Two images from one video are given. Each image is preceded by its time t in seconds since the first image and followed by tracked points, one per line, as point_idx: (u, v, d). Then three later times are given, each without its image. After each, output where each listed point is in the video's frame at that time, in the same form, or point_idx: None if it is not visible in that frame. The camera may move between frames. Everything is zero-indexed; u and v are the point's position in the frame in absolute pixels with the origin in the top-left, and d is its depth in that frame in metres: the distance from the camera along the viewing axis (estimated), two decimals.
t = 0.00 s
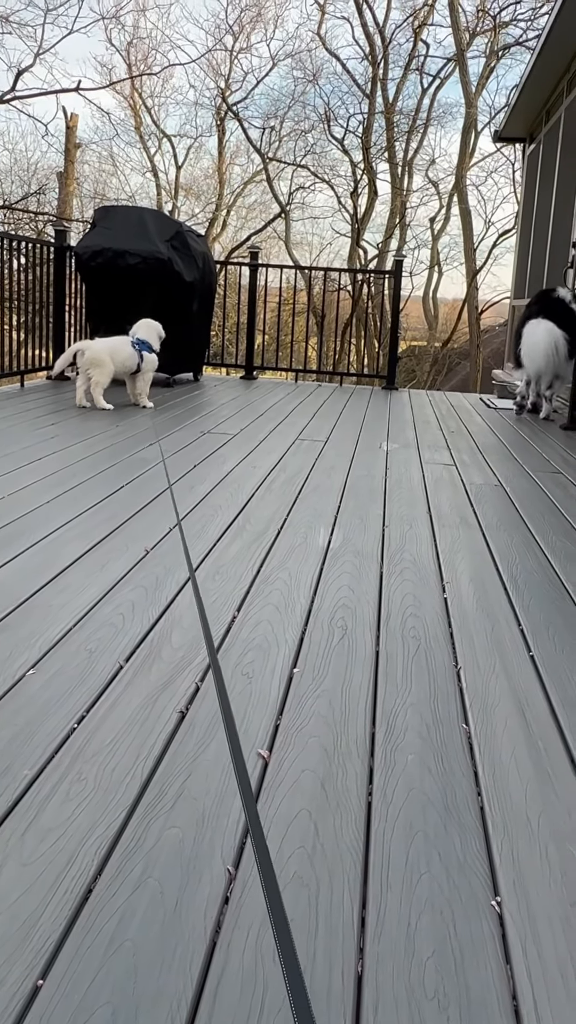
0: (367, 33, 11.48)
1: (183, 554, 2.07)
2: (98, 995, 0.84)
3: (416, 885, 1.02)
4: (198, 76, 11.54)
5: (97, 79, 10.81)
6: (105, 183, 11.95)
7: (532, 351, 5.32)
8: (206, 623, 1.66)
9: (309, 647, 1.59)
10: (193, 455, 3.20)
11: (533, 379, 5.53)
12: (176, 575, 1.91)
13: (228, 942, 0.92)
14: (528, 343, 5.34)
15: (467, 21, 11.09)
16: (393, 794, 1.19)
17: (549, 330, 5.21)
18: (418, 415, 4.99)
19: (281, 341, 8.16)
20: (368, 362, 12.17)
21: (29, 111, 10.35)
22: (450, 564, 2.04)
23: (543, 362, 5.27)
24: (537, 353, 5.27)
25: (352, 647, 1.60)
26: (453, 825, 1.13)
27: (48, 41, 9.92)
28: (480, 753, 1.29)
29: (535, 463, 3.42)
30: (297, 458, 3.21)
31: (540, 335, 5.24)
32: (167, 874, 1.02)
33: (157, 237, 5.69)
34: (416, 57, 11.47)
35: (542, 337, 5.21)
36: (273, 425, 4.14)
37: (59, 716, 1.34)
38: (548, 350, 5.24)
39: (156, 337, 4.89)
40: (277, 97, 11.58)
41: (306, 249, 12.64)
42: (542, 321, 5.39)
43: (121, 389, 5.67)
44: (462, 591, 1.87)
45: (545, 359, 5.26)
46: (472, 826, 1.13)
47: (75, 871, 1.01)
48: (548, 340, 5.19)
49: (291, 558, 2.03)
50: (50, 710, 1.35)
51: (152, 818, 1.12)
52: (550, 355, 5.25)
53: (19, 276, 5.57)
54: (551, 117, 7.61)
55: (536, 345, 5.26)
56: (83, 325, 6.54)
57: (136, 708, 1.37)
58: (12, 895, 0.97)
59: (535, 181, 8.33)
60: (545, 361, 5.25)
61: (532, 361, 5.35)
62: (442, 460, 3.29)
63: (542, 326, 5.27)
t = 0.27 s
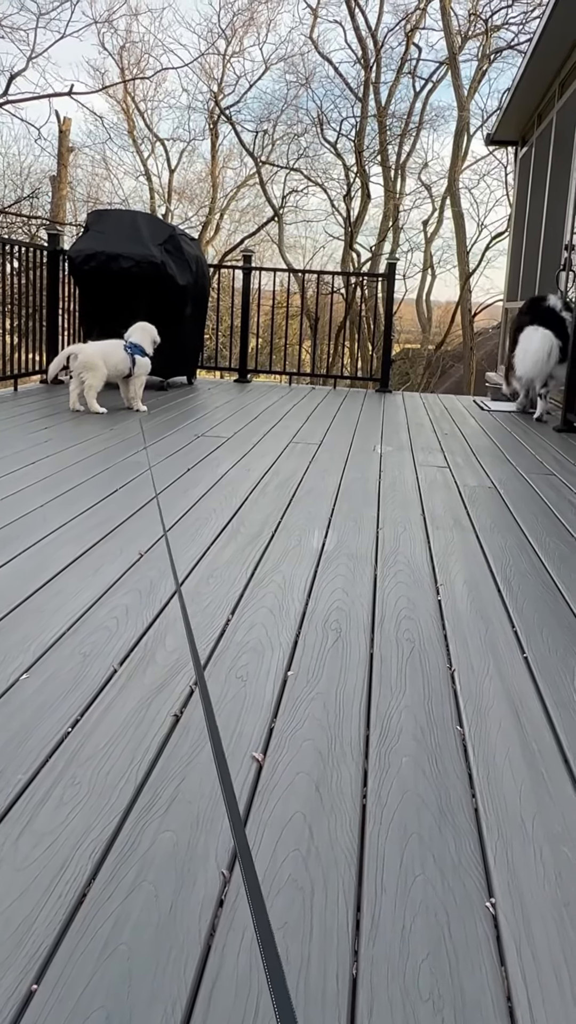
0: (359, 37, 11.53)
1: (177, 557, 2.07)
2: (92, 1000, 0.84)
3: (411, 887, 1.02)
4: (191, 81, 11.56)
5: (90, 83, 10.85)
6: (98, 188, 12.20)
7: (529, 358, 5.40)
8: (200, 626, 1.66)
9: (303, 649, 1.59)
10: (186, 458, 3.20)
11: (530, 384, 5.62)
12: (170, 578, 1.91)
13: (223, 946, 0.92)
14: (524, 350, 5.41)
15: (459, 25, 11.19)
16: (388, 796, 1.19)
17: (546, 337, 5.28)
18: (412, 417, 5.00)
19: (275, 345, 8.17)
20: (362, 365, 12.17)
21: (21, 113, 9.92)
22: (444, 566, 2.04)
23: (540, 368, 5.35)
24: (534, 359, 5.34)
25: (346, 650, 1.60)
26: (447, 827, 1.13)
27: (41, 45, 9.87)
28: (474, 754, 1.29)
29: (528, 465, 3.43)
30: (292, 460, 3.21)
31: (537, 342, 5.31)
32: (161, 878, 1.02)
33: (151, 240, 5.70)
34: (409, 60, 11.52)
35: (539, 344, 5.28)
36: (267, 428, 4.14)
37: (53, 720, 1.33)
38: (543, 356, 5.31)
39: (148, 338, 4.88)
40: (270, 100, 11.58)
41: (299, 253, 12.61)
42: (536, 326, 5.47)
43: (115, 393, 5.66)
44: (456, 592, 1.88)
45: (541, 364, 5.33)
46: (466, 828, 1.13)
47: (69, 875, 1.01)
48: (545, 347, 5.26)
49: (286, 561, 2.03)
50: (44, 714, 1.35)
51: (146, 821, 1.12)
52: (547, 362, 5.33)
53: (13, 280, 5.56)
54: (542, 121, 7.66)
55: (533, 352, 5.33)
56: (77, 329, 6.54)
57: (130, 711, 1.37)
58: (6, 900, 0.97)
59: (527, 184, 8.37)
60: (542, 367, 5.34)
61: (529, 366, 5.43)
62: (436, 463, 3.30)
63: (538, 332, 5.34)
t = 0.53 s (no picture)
0: (353, 40, 11.58)
1: (173, 559, 2.07)
2: (91, 1005, 0.83)
3: (410, 890, 1.02)
4: (186, 84, 11.57)
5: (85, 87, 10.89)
6: (94, 190, 12.23)
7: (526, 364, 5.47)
8: (199, 630, 1.66)
9: (302, 652, 1.59)
10: (184, 461, 3.21)
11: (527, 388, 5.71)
12: (167, 581, 1.91)
13: (222, 949, 0.91)
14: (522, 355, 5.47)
15: (453, 28, 11.21)
16: (387, 798, 1.19)
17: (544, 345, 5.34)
18: (409, 420, 5.01)
19: (271, 347, 8.18)
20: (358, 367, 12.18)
21: (17, 118, 10.04)
22: (441, 568, 2.05)
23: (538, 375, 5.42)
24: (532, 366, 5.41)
25: (344, 653, 1.60)
26: (446, 829, 1.13)
27: (36, 49, 9.89)
28: (473, 756, 1.29)
29: (525, 466, 3.43)
30: (289, 463, 3.22)
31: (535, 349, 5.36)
32: (160, 882, 1.02)
33: (147, 244, 5.70)
34: (404, 63, 11.56)
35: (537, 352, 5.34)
36: (264, 431, 4.15)
37: (51, 724, 1.33)
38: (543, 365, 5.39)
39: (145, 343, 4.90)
40: (265, 103, 11.60)
41: (295, 255, 12.66)
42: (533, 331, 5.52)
43: (111, 396, 5.67)
44: (454, 594, 1.88)
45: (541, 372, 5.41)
46: (465, 830, 1.13)
47: (68, 879, 1.01)
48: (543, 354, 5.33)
49: (283, 563, 2.04)
50: (43, 718, 1.35)
51: (145, 825, 1.12)
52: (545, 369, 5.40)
53: (9, 283, 5.57)
54: (537, 123, 7.69)
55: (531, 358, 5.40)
56: (73, 332, 6.54)
57: (128, 715, 1.37)
58: (5, 904, 0.97)
59: (522, 186, 8.39)
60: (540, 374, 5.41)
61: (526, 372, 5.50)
62: (433, 465, 3.31)
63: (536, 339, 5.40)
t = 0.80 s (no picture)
0: (351, 43, 11.60)
1: (172, 561, 2.07)
2: (93, 1008, 0.83)
3: (411, 891, 1.02)
4: (184, 88, 11.67)
5: (83, 89, 10.91)
6: (93, 193, 11.97)
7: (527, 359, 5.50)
8: (198, 632, 1.66)
9: (301, 654, 1.59)
10: (182, 464, 3.20)
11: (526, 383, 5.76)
12: (167, 584, 1.91)
13: (223, 952, 0.91)
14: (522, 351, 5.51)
15: (450, 30, 11.31)
16: (387, 800, 1.19)
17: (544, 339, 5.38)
18: (408, 421, 5.01)
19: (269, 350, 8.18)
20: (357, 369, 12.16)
21: (15, 120, 10.33)
22: (440, 569, 2.05)
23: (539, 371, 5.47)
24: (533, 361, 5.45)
25: (344, 655, 1.60)
26: (446, 830, 1.13)
27: (34, 52, 9.92)
28: (473, 757, 1.29)
29: (524, 468, 3.43)
30: (288, 465, 3.22)
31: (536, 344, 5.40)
32: (160, 884, 1.01)
33: (145, 247, 5.70)
34: (401, 66, 11.63)
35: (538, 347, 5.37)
36: (263, 433, 4.15)
37: (51, 726, 1.33)
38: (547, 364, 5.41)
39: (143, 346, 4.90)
40: (263, 106, 11.64)
41: (293, 257, 12.69)
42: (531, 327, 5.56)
43: (110, 399, 5.66)
44: (453, 596, 1.88)
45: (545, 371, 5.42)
46: (465, 831, 1.13)
47: (68, 883, 1.01)
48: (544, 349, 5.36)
49: (283, 565, 2.04)
50: (43, 721, 1.34)
51: (145, 827, 1.12)
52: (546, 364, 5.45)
53: (7, 287, 5.57)
54: (534, 125, 7.71)
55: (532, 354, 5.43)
56: (71, 335, 6.54)
57: (128, 718, 1.37)
58: (5, 908, 0.96)
59: (520, 188, 8.40)
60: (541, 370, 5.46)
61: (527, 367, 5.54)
62: (432, 466, 3.31)
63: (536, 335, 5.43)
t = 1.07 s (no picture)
0: (351, 44, 11.61)
1: (173, 563, 2.07)
2: (93, 1009, 0.83)
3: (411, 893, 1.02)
4: (184, 90, 11.62)
5: (83, 92, 10.94)
6: (93, 196, 12.17)
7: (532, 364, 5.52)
8: (198, 634, 1.66)
9: (301, 655, 1.59)
10: (182, 465, 3.21)
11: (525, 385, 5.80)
12: (167, 585, 1.91)
13: (223, 954, 0.91)
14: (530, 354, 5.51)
15: (450, 31, 11.28)
16: (387, 801, 1.19)
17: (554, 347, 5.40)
18: (409, 422, 5.01)
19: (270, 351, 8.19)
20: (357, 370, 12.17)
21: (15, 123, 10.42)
22: (441, 570, 2.05)
23: (543, 377, 5.49)
24: (539, 366, 5.46)
25: (344, 656, 1.60)
26: (446, 831, 1.13)
27: (33, 55, 10.01)
28: (473, 758, 1.29)
29: (525, 469, 3.43)
30: (288, 466, 3.22)
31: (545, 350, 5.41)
32: (160, 887, 1.01)
33: (145, 249, 5.71)
34: (401, 68, 11.60)
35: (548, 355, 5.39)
36: (264, 434, 4.15)
37: (52, 728, 1.33)
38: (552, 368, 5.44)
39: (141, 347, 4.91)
40: (263, 108, 11.61)
41: (294, 258, 12.72)
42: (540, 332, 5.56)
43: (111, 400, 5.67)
44: (453, 597, 1.88)
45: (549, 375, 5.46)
46: (466, 832, 1.13)
47: (68, 884, 1.01)
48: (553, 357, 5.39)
49: (283, 566, 2.04)
50: (43, 722, 1.35)
51: (145, 829, 1.12)
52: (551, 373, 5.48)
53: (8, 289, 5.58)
54: (535, 126, 7.71)
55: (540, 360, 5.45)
56: (72, 337, 6.55)
57: (128, 720, 1.37)
58: (5, 910, 0.96)
59: (520, 189, 8.40)
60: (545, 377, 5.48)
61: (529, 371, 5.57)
62: (432, 467, 3.31)
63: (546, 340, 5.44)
